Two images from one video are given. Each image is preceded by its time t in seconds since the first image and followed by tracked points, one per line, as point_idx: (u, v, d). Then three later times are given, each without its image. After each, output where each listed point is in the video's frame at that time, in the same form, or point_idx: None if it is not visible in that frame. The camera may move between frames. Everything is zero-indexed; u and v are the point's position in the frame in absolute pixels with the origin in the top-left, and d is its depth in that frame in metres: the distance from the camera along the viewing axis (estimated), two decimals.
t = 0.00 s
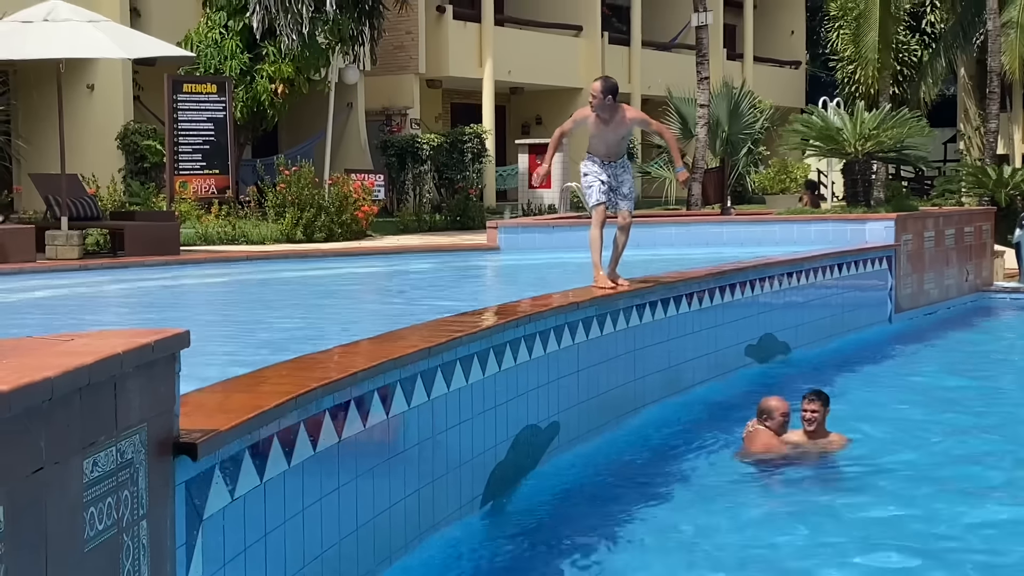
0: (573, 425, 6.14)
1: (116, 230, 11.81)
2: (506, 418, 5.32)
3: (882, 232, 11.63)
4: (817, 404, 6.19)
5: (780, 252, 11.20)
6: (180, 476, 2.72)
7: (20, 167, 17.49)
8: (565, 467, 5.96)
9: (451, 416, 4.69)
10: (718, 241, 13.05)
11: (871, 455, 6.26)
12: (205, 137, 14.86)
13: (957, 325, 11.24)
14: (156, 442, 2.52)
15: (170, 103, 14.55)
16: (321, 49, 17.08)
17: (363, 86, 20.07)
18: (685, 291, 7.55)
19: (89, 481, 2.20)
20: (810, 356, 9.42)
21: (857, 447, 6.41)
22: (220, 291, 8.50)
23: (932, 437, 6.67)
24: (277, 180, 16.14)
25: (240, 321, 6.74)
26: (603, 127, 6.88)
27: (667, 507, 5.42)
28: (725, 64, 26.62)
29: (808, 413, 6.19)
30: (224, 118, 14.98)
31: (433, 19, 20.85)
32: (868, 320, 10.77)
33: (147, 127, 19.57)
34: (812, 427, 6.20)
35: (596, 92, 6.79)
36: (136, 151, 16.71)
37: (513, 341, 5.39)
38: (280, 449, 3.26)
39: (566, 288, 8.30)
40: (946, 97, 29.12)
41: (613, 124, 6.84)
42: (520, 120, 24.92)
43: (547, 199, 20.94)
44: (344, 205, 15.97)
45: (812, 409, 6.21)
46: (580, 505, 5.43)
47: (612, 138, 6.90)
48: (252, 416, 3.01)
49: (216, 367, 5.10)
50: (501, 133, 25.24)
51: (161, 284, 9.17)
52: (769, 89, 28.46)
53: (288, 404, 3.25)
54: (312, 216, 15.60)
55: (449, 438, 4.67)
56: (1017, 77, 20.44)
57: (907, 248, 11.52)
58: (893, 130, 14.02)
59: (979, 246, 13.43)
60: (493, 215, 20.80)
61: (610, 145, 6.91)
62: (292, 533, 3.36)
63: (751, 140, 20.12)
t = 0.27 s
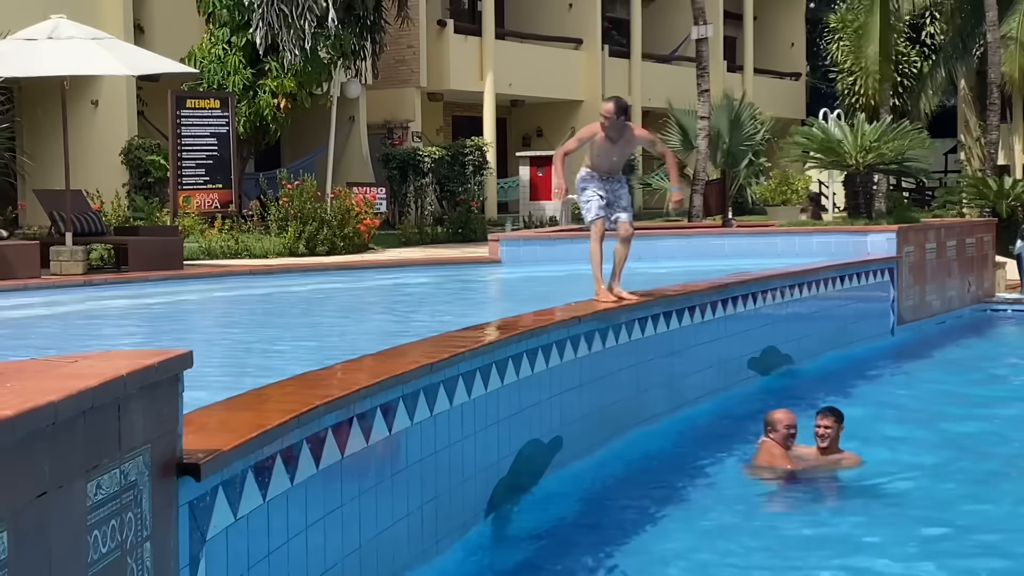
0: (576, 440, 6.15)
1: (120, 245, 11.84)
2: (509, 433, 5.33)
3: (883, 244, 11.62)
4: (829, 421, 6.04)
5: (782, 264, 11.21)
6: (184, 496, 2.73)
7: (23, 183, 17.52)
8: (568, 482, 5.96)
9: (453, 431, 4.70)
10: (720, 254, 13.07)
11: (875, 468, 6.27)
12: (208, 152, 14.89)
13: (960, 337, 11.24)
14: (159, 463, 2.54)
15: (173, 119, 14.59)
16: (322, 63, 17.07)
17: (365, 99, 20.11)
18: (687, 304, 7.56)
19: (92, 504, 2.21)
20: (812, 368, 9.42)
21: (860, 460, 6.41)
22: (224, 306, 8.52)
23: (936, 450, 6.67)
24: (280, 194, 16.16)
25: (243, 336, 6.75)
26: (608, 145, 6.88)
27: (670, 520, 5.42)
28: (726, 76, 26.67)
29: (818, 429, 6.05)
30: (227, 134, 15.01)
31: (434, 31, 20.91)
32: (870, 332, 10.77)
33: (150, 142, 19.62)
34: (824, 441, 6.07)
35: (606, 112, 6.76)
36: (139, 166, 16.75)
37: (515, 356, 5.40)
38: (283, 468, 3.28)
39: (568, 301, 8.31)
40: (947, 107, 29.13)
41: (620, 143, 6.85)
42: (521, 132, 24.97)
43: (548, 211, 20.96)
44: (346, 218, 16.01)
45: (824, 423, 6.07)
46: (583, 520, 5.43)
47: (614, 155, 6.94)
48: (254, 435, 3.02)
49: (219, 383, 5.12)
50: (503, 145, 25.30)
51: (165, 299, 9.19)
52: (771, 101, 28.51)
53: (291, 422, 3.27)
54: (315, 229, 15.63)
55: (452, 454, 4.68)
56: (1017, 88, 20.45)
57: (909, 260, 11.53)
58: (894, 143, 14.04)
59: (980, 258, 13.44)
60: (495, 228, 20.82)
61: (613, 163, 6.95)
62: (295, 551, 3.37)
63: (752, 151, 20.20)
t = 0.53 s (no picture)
0: (570, 455, 6.10)
1: (111, 261, 11.79)
2: (502, 449, 5.29)
3: (876, 257, 11.62)
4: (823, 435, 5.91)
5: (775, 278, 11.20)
6: (174, 516, 2.69)
7: (15, 199, 17.46)
8: (561, 498, 5.92)
9: (446, 449, 4.66)
10: (714, 267, 13.07)
11: (871, 482, 6.24)
12: (200, 167, 14.86)
13: (954, 350, 11.24)
14: (150, 482, 2.50)
15: (165, 134, 14.55)
16: (314, 78, 17.04)
17: (358, 113, 20.10)
18: (681, 318, 7.54)
19: (81, 525, 2.17)
20: (806, 381, 9.40)
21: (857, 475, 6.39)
22: (216, 322, 8.48)
23: (933, 463, 6.64)
24: (272, 209, 16.12)
25: (235, 352, 6.71)
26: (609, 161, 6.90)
27: (665, 537, 5.38)
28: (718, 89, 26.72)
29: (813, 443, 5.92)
30: (218, 149, 14.97)
31: (427, 46, 20.89)
32: (864, 345, 10.76)
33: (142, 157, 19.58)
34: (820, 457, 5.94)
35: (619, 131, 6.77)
36: (131, 181, 16.71)
37: (508, 371, 5.37)
38: (274, 486, 3.24)
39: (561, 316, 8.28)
40: (939, 120, 29.23)
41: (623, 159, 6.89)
42: (514, 145, 24.99)
43: (541, 225, 20.95)
44: (338, 233, 15.99)
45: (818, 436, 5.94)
46: (577, 537, 5.38)
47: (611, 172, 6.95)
48: (246, 453, 2.98)
49: (210, 400, 5.08)
50: (496, 159, 25.31)
51: (156, 315, 9.14)
52: (763, 114, 28.59)
53: (282, 440, 3.23)
54: (307, 244, 15.60)
55: (445, 471, 4.64)
56: (1008, 100, 20.50)
57: (903, 273, 11.53)
58: (886, 155, 14.06)
59: (974, 270, 13.45)
60: (488, 242, 20.80)
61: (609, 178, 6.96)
62: (287, 570, 3.32)
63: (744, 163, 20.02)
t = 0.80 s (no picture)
0: (556, 464, 6.11)
1: (97, 271, 11.75)
2: (488, 458, 5.29)
3: (862, 265, 11.67)
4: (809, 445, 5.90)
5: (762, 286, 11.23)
6: (160, 527, 2.69)
7: None
8: (548, 507, 5.92)
9: (432, 458, 4.66)
10: (700, 276, 13.11)
11: (857, 490, 6.26)
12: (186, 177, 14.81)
13: (939, 357, 11.29)
14: (135, 493, 2.50)
15: (151, 144, 14.50)
16: (301, 88, 17.02)
17: (344, 123, 20.10)
18: (668, 327, 7.56)
19: (66, 536, 2.17)
20: (792, 389, 9.43)
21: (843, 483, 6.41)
22: (202, 332, 8.46)
23: (918, 471, 6.67)
24: (258, 218, 16.10)
25: (221, 362, 6.70)
26: (604, 182, 6.97)
27: (651, 545, 5.39)
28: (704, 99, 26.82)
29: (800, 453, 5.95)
30: (205, 158, 14.92)
31: (413, 56, 20.90)
32: (850, 353, 10.80)
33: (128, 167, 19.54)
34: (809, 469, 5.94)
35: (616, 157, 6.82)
36: (117, 191, 16.67)
37: (495, 380, 5.37)
38: (260, 496, 3.24)
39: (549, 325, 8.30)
40: (923, 128, 29.38)
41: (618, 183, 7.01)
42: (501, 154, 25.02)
43: (529, 234, 20.95)
44: (325, 242, 16.00)
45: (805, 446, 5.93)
46: (564, 546, 5.39)
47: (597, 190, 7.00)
48: (231, 464, 2.98)
49: (197, 410, 5.07)
50: (483, 168, 25.34)
51: (142, 325, 9.12)
52: (749, 122, 28.70)
53: (268, 450, 3.23)
54: (293, 253, 15.59)
55: (431, 480, 4.64)
56: (992, 108, 20.62)
57: (888, 281, 11.58)
58: (871, 164, 14.12)
59: (959, 277, 13.51)
60: (475, 250, 20.81)
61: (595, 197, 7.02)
62: None
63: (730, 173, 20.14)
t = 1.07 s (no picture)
0: (531, 468, 6.12)
1: (69, 278, 11.68)
2: (464, 461, 5.30)
3: (834, 269, 11.76)
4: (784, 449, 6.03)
5: (735, 290, 11.30)
6: (130, 532, 2.68)
7: None
8: (524, 510, 5.93)
9: (406, 462, 4.67)
10: (674, 280, 13.17)
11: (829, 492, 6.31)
12: (159, 182, 14.71)
13: (911, 360, 11.39)
14: (104, 498, 2.49)
15: (123, 149, 14.41)
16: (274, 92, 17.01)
17: (319, 128, 20.05)
18: (642, 330, 7.59)
19: (33, 541, 2.16)
20: (766, 392, 9.49)
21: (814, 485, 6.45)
22: (176, 338, 8.43)
23: (889, 473, 6.72)
24: (233, 223, 16.04)
25: (195, 368, 6.68)
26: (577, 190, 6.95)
27: (628, 547, 5.42)
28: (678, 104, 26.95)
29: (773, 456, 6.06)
30: (178, 164, 14.82)
31: (388, 60, 20.88)
32: (823, 355, 10.88)
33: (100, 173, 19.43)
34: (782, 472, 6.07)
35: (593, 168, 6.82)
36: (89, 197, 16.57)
37: (469, 384, 5.39)
38: (232, 501, 3.24)
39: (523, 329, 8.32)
40: (895, 133, 29.63)
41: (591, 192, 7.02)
42: (476, 160, 25.05)
43: (504, 239, 20.97)
44: (300, 247, 16.00)
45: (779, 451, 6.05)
46: (539, 548, 5.40)
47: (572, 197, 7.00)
48: (202, 468, 2.98)
49: (169, 416, 5.06)
50: (458, 173, 25.38)
51: (114, 331, 9.08)
52: (723, 127, 28.86)
53: (240, 455, 3.23)
54: (268, 259, 15.56)
55: (406, 483, 4.65)
56: (962, 113, 20.81)
57: (859, 284, 11.68)
58: (842, 168, 14.24)
59: (930, 280, 13.63)
60: (450, 256, 20.81)
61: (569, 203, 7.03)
62: None
63: (704, 178, 20.29)
